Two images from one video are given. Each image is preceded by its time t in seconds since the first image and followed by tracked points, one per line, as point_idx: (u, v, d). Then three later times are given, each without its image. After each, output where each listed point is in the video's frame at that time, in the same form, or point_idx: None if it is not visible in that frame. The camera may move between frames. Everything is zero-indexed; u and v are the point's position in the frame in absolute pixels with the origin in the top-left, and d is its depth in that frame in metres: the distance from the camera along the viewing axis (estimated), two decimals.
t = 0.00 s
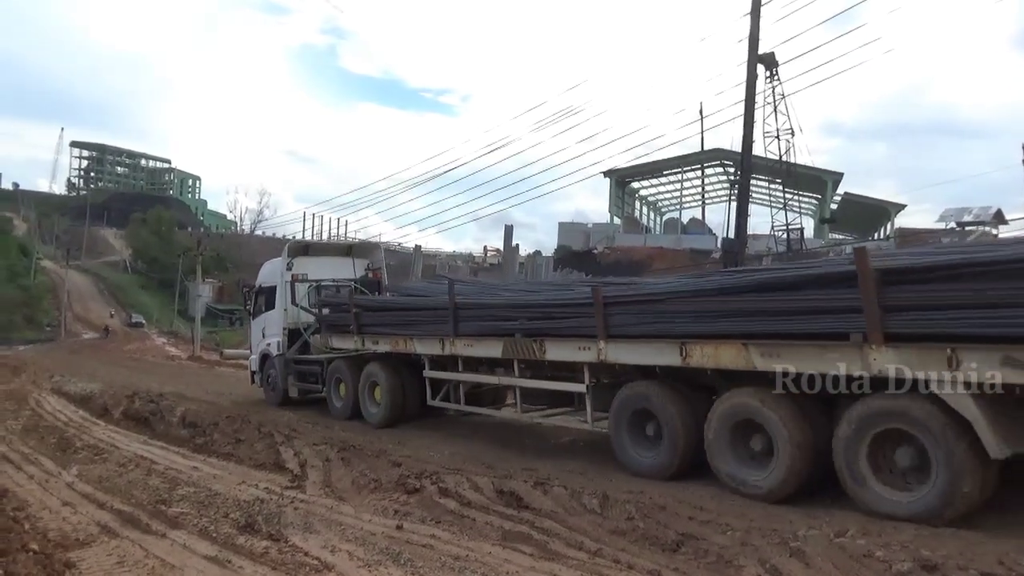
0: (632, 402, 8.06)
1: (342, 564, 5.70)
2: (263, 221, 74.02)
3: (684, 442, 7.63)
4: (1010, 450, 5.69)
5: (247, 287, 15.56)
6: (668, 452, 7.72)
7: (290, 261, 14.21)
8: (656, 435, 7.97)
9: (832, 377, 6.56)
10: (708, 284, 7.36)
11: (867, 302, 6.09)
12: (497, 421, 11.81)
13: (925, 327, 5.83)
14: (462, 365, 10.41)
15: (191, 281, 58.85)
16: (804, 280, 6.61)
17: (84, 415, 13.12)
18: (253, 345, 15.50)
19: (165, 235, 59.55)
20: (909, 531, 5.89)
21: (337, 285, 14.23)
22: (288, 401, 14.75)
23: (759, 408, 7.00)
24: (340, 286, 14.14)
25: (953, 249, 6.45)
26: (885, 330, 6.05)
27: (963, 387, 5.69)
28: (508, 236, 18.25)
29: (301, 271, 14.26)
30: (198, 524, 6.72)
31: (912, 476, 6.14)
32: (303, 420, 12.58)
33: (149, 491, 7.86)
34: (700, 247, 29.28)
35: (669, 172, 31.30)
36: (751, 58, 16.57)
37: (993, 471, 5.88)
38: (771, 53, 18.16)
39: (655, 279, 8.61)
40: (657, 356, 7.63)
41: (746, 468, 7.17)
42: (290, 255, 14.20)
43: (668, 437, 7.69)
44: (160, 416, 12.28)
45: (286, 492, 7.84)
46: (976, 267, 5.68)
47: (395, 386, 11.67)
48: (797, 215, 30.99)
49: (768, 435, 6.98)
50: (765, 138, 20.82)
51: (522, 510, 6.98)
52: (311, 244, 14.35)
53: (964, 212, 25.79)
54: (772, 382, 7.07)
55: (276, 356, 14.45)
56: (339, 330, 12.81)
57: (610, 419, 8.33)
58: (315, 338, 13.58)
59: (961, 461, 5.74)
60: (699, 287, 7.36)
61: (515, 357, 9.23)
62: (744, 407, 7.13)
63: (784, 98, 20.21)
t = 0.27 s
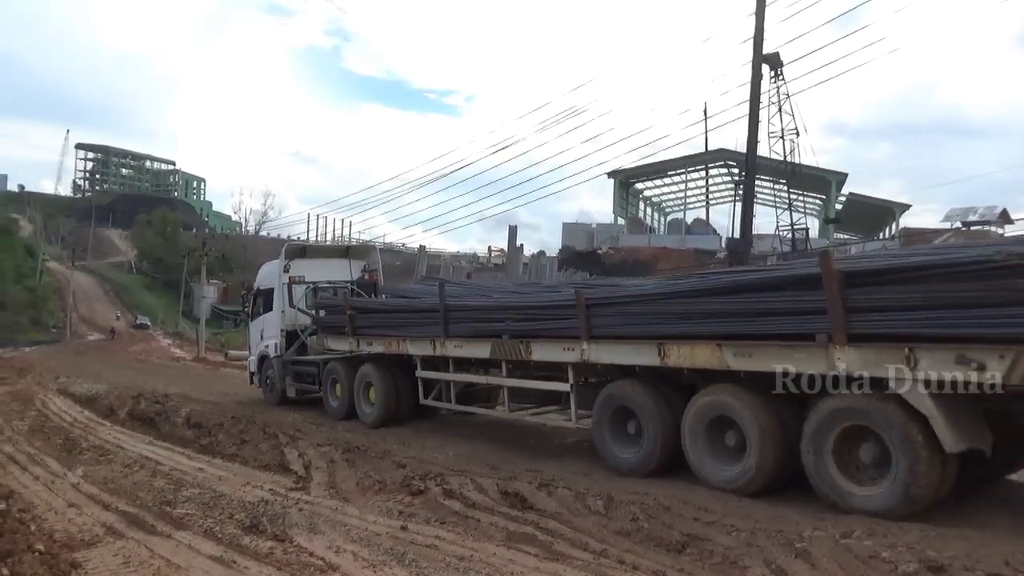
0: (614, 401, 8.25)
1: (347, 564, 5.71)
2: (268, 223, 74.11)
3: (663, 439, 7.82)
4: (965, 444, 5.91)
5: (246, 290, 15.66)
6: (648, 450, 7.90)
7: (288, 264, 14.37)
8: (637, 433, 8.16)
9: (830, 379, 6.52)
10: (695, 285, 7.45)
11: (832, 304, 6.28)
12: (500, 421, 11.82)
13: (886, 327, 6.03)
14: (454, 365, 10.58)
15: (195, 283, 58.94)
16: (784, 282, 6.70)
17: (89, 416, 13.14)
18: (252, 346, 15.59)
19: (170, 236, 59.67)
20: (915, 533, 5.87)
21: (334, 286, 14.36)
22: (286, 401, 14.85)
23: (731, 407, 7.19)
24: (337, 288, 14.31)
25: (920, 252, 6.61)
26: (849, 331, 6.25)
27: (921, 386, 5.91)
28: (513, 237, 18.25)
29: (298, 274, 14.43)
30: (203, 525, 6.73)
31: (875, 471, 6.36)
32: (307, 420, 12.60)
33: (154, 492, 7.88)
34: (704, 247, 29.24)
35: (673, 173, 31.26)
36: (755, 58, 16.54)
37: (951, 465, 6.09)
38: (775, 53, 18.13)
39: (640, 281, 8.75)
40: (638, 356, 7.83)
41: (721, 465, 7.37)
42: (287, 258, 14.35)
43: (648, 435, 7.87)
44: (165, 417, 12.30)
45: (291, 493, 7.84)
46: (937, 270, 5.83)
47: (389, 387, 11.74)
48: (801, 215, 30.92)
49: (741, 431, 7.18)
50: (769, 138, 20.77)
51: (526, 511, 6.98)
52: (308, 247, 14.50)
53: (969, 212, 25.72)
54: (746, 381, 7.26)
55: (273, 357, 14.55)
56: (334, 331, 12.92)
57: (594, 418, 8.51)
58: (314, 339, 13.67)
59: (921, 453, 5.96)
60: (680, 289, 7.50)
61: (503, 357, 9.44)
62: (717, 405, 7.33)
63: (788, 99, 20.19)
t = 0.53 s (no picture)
0: (599, 400, 8.41)
1: (351, 565, 5.71)
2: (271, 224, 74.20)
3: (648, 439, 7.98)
4: (925, 443, 6.16)
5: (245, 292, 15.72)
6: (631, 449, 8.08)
7: (286, 265, 14.45)
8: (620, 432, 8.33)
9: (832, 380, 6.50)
10: (681, 290, 7.59)
11: (802, 309, 6.54)
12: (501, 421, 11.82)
13: (854, 332, 6.27)
14: (446, 367, 10.70)
15: (199, 283, 59.03)
16: (766, 288, 6.85)
17: (94, 417, 13.17)
18: (251, 347, 15.66)
19: (174, 237, 59.78)
20: (920, 535, 5.86)
21: (332, 288, 14.45)
22: (284, 401, 14.95)
23: (711, 407, 7.36)
24: (335, 289, 14.45)
25: (895, 259, 6.80)
26: (818, 335, 6.51)
27: (885, 388, 6.16)
28: (516, 238, 18.27)
29: (296, 275, 14.51)
30: (207, 525, 6.74)
31: (842, 469, 6.58)
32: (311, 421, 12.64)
33: (158, 492, 7.90)
34: (708, 248, 29.20)
35: (677, 174, 31.24)
36: (759, 59, 16.55)
37: (911, 463, 6.35)
38: (779, 54, 18.10)
39: (627, 285, 8.89)
40: (618, 359, 8.06)
41: (699, 465, 7.55)
42: (285, 259, 14.44)
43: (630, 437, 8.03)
44: (170, 418, 12.32)
45: (295, 494, 7.85)
46: (904, 278, 6.05)
47: (384, 386, 11.90)
48: (806, 216, 30.86)
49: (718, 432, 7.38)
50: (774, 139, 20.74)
51: (531, 512, 6.97)
52: (306, 250, 14.59)
53: (975, 212, 25.64)
54: (723, 383, 7.48)
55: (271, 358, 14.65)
56: (330, 331, 13.02)
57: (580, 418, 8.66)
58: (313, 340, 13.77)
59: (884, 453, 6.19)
60: (664, 294, 7.65)
61: (492, 359, 9.62)
62: (695, 406, 7.52)
63: (791, 99, 20.19)
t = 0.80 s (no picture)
0: (581, 399, 8.61)
1: (356, 566, 5.71)
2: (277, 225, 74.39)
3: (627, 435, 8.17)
4: (884, 444, 6.37)
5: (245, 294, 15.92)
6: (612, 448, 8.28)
7: (285, 269, 14.63)
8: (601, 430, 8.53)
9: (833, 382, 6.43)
10: (659, 293, 7.74)
11: (769, 312, 6.69)
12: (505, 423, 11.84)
13: (818, 334, 6.42)
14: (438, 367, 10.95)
15: (205, 285, 59.21)
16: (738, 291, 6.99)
17: (101, 417, 13.22)
18: (250, 348, 15.88)
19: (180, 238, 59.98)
20: (927, 537, 5.84)
21: (330, 291, 14.56)
22: (284, 401, 15.20)
23: (684, 406, 7.58)
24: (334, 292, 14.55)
25: (869, 265, 6.92)
26: (783, 337, 6.67)
27: (846, 389, 6.37)
28: (521, 239, 18.27)
29: (295, 278, 14.67)
30: (213, 526, 6.76)
31: (807, 468, 6.79)
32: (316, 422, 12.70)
33: (165, 493, 7.93)
34: (713, 249, 29.17)
35: (682, 174, 31.21)
36: (765, 59, 16.51)
37: (872, 463, 6.56)
38: (785, 54, 18.06)
39: (613, 288, 9.03)
40: (600, 360, 8.24)
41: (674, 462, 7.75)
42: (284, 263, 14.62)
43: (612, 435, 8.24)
44: (176, 419, 12.36)
45: (301, 495, 7.86)
46: (866, 282, 6.18)
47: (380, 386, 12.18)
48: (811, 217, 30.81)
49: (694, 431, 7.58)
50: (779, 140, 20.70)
51: (536, 514, 6.97)
52: (304, 253, 14.75)
53: (982, 213, 25.56)
54: (698, 384, 7.66)
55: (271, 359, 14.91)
56: (328, 334, 13.24)
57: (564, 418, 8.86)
58: (311, 342, 13.95)
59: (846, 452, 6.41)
60: (643, 297, 7.80)
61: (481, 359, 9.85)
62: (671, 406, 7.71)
63: (797, 100, 20.16)
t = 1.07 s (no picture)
0: (568, 396, 8.87)
1: (363, 566, 5.72)
2: (284, 226, 74.55)
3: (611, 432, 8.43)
4: (851, 439, 6.56)
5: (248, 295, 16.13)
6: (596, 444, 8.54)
7: (286, 270, 14.85)
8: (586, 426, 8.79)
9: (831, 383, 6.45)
10: (642, 294, 7.97)
11: (744, 313, 6.92)
12: (510, 424, 11.84)
13: (789, 334, 6.63)
14: (433, 367, 11.14)
15: (212, 285, 59.37)
16: (716, 293, 7.21)
17: (109, 417, 13.27)
18: (253, 348, 16.13)
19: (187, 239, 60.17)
20: (936, 539, 5.82)
21: (329, 291, 14.73)
22: (286, 400, 15.42)
23: (664, 403, 7.80)
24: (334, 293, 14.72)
25: (849, 268, 7.07)
26: (757, 337, 6.89)
27: (814, 386, 6.55)
28: (527, 240, 18.27)
29: (295, 279, 14.89)
30: (221, 525, 6.78)
31: (780, 463, 6.99)
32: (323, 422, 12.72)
33: (172, 492, 7.96)
34: (720, 249, 29.09)
35: (688, 175, 31.17)
36: (773, 59, 16.47)
37: (841, 458, 6.74)
38: (792, 54, 18.02)
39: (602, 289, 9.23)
40: (587, 359, 8.45)
41: (655, 458, 7.97)
42: (285, 264, 14.83)
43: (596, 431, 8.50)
44: (184, 418, 12.40)
45: (308, 494, 7.88)
46: (835, 284, 6.38)
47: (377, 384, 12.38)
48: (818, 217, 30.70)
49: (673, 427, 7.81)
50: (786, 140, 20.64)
51: (542, 514, 6.96)
52: (306, 255, 14.96)
53: (990, 213, 25.43)
54: (679, 383, 7.86)
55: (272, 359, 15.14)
56: (327, 333, 13.44)
57: (551, 417, 9.12)
58: (312, 342, 14.11)
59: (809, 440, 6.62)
60: (626, 298, 8.02)
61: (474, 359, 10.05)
62: (651, 402, 7.96)
63: (805, 100, 20.10)
